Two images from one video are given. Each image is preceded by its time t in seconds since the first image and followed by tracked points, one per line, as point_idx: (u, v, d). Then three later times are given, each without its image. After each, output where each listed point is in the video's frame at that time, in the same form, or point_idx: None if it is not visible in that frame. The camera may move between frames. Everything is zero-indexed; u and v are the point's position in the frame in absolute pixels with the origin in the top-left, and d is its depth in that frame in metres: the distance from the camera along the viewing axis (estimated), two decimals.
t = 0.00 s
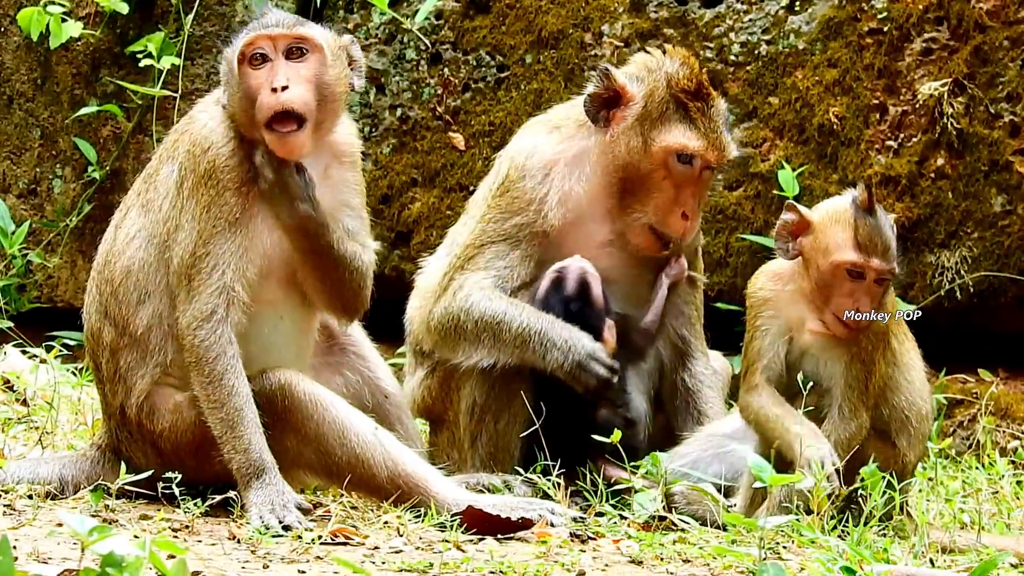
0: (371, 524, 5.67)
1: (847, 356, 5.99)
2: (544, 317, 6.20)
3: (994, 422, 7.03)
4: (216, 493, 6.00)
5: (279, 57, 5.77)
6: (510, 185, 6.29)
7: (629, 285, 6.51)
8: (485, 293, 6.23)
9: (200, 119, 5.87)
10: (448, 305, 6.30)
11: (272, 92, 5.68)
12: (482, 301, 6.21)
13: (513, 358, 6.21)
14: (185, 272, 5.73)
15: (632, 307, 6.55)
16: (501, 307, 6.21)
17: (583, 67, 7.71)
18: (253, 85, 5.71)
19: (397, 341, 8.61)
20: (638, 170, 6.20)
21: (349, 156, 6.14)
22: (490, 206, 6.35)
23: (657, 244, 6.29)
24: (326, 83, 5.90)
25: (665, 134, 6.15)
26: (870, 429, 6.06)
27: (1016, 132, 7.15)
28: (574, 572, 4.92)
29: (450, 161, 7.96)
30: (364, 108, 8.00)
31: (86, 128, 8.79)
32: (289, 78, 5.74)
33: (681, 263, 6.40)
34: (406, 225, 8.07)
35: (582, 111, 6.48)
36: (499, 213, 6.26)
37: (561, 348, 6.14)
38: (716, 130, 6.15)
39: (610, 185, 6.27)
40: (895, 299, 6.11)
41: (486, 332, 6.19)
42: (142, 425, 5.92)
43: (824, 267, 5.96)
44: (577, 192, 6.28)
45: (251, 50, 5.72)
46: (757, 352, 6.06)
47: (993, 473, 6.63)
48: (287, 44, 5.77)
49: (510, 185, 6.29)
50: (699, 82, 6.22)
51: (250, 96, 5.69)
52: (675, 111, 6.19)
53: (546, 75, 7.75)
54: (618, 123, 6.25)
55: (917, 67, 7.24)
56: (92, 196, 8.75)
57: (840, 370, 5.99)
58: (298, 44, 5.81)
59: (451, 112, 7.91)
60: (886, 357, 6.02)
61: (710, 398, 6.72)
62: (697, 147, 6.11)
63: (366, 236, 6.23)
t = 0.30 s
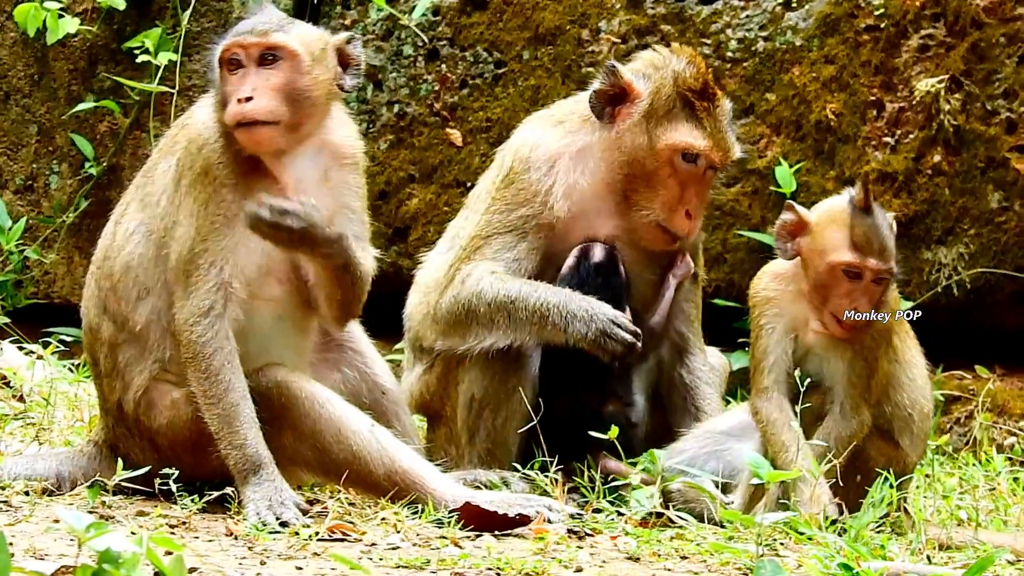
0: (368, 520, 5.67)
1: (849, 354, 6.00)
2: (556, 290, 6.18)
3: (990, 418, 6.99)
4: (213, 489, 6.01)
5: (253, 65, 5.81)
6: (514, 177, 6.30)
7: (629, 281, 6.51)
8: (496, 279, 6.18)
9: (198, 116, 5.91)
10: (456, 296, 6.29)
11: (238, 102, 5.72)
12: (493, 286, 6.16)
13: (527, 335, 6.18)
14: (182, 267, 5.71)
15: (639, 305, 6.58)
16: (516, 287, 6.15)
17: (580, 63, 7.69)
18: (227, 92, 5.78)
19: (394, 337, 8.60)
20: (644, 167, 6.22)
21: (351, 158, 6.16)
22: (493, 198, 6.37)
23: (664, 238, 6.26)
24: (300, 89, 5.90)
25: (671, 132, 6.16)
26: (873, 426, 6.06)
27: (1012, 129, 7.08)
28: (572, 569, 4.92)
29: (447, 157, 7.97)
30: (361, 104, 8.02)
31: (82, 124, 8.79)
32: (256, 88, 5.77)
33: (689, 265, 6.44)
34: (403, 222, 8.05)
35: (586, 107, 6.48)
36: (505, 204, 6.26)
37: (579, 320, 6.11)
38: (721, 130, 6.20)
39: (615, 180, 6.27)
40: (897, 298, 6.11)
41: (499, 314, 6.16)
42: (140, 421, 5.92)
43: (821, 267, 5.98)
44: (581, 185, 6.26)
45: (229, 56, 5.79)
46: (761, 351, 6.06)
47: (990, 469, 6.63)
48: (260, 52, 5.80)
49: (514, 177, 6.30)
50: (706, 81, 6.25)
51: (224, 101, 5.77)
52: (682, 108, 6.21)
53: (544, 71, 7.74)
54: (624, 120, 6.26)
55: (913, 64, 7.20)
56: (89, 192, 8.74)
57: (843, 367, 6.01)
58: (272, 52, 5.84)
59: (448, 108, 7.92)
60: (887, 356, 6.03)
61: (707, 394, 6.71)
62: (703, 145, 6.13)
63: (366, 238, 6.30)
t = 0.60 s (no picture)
0: (357, 519, 5.63)
1: (843, 352, 6.00)
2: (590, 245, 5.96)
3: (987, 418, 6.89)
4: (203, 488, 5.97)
5: (226, 62, 5.76)
6: (523, 162, 6.14)
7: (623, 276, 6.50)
8: (529, 254, 5.92)
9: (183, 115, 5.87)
10: (498, 278, 5.93)
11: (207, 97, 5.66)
12: (533, 260, 5.90)
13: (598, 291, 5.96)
14: (170, 267, 5.68)
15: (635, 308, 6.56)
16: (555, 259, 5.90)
17: (573, 60, 7.66)
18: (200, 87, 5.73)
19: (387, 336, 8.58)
20: (652, 159, 6.13)
21: (336, 161, 6.15)
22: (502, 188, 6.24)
23: (662, 231, 6.26)
24: (271, 84, 5.80)
25: (680, 124, 6.10)
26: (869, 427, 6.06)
27: (1008, 126, 7.01)
28: (563, 569, 4.86)
29: (439, 154, 7.94)
30: (354, 101, 8.05)
31: (74, 120, 9.08)
32: (226, 84, 5.69)
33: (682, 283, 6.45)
34: (395, 219, 8.00)
35: (589, 99, 6.39)
36: (523, 186, 6.07)
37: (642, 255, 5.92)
38: (729, 123, 6.16)
39: (621, 172, 6.17)
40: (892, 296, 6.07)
41: (557, 279, 5.90)
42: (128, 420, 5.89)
43: (812, 267, 5.93)
44: (588, 174, 6.15)
45: (202, 52, 5.75)
46: (755, 350, 6.01)
47: (986, 469, 6.55)
48: (231, 47, 5.74)
49: (523, 163, 6.14)
50: (713, 76, 6.20)
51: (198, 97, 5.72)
52: (691, 102, 6.14)
53: (537, 68, 7.72)
54: (632, 112, 6.17)
55: (909, 61, 7.17)
56: (80, 188, 8.96)
57: (837, 365, 6.01)
58: (243, 47, 5.77)
59: (441, 105, 7.93)
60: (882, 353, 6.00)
61: (699, 393, 6.67)
62: (712, 137, 6.06)
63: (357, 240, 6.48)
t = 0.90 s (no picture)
0: (341, 536, 5.27)
1: (856, 358, 5.61)
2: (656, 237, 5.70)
3: (1007, 428, 6.41)
4: (177, 503, 5.58)
5: (213, 56, 5.34)
6: (535, 151, 5.77)
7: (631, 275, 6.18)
8: (587, 239, 5.60)
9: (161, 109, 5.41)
10: (557, 265, 5.58)
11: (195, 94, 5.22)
12: (593, 244, 5.59)
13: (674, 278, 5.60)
14: (148, 266, 5.28)
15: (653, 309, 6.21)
16: (620, 244, 5.63)
17: (569, 48, 7.05)
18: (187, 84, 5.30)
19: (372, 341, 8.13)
20: (658, 155, 5.78)
21: (319, 167, 5.80)
22: (516, 180, 5.83)
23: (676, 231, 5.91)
24: (263, 78, 5.40)
25: (688, 119, 5.75)
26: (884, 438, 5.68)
27: None
28: None
29: (427, 149, 7.30)
30: (334, 92, 7.33)
31: (38, 113, 8.07)
32: (215, 79, 5.27)
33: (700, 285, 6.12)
34: (379, 217, 7.35)
35: (593, 90, 6.01)
36: (549, 168, 5.69)
37: (723, 240, 5.58)
38: (741, 118, 5.78)
39: (628, 168, 5.82)
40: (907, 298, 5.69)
41: (625, 266, 5.60)
42: (99, 431, 5.47)
43: (824, 271, 5.46)
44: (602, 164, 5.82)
45: (188, 46, 5.33)
46: (762, 356, 5.61)
47: (1006, 482, 6.14)
48: (219, 41, 5.31)
49: (536, 151, 5.77)
50: (724, 67, 5.82)
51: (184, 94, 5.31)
52: (700, 95, 5.77)
53: (531, 56, 7.10)
54: (638, 107, 5.81)
55: (926, 49, 6.60)
56: (45, 185, 8.06)
57: (849, 373, 5.63)
58: (232, 40, 5.35)
59: (428, 96, 7.25)
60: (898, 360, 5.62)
61: (703, 402, 6.35)
62: (721, 134, 5.72)
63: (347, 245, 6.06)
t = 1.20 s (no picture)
0: (328, 538, 5.26)
1: (838, 360, 5.62)
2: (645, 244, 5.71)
3: (994, 429, 6.32)
4: (164, 505, 5.57)
5: (233, 52, 5.27)
6: (523, 156, 5.79)
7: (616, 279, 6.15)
8: (574, 252, 5.62)
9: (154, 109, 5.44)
10: (544, 280, 5.61)
11: (221, 92, 5.19)
12: (579, 257, 5.61)
13: (659, 291, 5.64)
14: (143, 263, 5.29)
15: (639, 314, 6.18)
16: (606, 255, 5.65)
17: (555, 50, 7.05)
18: (205, 78, 5.22)
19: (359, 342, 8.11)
20: (643, 161, 5.77)
21: (305, 167, 5.80)
22: (504, 186, 5.84)
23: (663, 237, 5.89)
24: (282, 76, 5.38)
25: (672, 123, 5.74)
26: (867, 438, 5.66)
27: (1017, 120, 6.48)
28: None
29: (413, 151, 7.29)
30: (320, 94, 7.32)
31: (24, 114, 8.03)
32: (241, 77, 5.24)
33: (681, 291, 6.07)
34: (366, 219, 7.35)
35: (581, 94, 6.00)
36: (536, 178, 5.70)
37: (707, 250, 5.62)
38: (726, 121, 5.78)
39: (615, 173, 5.81)
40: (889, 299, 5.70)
41: (610, 279, 5.63)
42: (85, 434, 5.46)
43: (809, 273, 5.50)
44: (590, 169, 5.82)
45: (204, 41, 5.21)
46: (745, 358, 5.57)
47: (992, 483, 6.12)
48: (243, 39, 5.24)
49: (524, 156, 5.79)
50: (710, 70, 5.80)
51: (201, 88, 5.24)
52: (684, 99, 5.77)
53: (517, 58, 7.10)
54: (624, 112, 5.80)
55: (912, 51, 6.58)
56: (31, 186, 8.04)
57: (832, 375, 5.63)
58: (254, 38, 5.28)
59: (415, 98, 7.24)
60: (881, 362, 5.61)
61: (690, 403, 6.32)
62: (706, 138, 5.71)
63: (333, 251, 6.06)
